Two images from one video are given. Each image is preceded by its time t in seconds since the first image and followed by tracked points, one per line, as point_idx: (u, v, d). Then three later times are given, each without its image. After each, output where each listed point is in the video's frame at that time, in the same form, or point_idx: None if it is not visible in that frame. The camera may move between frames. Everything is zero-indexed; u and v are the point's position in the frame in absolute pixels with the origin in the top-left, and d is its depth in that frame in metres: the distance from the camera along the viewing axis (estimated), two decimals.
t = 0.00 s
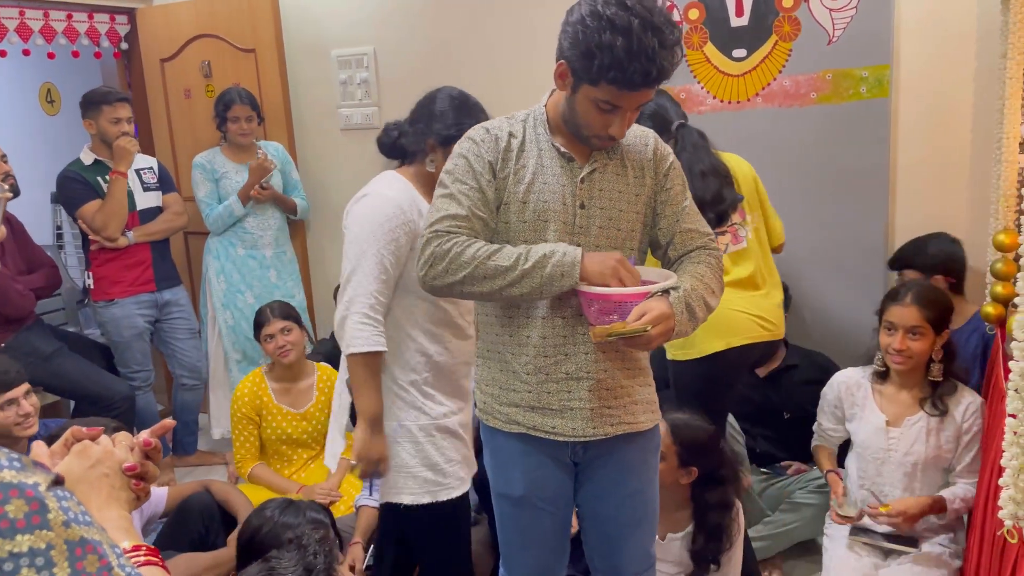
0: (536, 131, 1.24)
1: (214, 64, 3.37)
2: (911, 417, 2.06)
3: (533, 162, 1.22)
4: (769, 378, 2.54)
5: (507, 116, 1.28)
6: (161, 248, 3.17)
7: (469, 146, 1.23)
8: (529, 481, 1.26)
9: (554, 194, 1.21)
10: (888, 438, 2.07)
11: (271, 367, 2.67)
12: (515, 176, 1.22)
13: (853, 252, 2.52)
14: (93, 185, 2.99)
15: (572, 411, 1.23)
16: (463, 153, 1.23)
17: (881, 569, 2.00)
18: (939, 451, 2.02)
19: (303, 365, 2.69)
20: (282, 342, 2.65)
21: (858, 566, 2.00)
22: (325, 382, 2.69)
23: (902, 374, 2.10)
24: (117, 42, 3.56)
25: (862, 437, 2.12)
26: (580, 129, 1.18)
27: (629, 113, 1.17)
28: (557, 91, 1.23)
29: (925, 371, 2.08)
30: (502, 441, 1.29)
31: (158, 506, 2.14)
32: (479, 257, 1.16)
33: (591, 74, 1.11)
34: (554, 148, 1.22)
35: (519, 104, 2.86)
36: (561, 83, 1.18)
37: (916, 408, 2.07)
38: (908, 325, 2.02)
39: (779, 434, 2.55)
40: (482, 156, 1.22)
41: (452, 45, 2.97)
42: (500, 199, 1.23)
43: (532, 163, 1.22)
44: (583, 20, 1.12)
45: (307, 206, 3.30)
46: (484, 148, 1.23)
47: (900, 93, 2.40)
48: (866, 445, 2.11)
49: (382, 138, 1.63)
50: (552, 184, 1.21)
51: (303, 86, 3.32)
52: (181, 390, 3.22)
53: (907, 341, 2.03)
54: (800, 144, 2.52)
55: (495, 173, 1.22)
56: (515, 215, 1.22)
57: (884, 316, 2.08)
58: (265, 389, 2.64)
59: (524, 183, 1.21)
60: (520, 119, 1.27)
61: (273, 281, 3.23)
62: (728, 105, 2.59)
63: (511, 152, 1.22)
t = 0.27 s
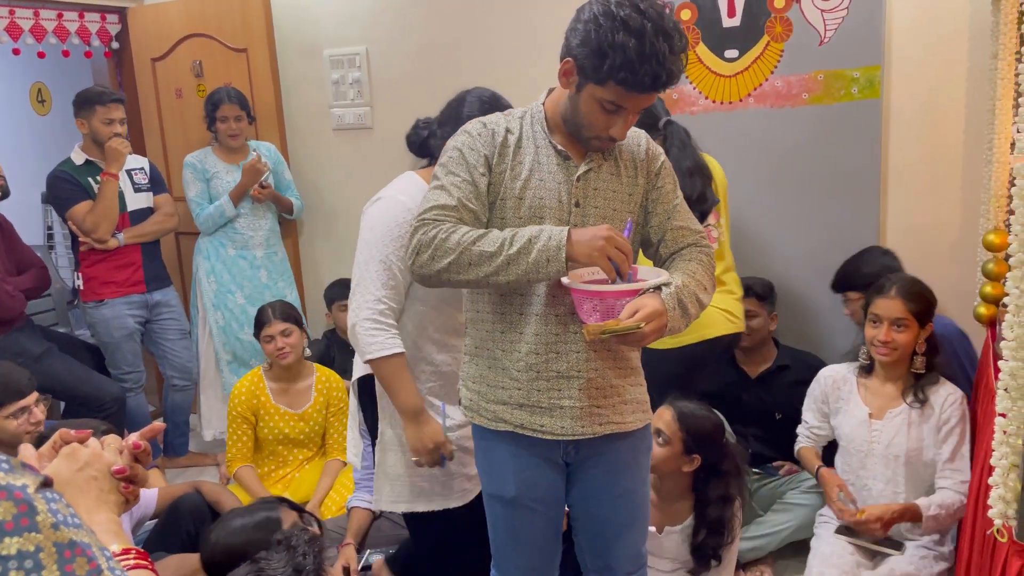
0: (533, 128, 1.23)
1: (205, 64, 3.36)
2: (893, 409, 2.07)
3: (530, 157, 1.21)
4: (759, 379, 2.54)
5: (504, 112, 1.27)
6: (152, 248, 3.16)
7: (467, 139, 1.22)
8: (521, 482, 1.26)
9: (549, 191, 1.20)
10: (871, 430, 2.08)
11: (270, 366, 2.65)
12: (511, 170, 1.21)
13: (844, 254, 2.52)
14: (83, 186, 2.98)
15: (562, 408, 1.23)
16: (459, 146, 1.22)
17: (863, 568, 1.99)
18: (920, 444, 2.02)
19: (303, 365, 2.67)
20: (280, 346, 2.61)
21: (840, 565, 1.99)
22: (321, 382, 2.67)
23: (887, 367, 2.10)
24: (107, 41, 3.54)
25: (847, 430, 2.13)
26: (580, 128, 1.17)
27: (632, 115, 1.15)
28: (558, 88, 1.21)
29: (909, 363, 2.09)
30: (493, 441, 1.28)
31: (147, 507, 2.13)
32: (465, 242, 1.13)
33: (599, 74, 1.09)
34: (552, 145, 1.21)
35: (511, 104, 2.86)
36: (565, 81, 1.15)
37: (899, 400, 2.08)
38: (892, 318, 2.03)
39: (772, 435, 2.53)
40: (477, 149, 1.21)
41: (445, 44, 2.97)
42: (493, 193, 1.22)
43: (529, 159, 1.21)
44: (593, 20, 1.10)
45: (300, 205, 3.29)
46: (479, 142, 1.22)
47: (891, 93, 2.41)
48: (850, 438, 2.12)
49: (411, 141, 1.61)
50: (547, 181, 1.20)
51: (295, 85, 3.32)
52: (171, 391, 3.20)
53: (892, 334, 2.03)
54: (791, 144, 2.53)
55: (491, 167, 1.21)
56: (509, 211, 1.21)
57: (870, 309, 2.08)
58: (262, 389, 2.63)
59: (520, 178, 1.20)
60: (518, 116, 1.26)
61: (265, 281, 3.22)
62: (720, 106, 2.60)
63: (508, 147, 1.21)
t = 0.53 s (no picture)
0: (526, 129, 1.23)
1: (195, 65, 3.35)
2: (872, 408, 2.09)
3: (523, 158, 1.20)
4: (749, 380, 2.55)
5: (496, 112, 1.27)
6: (142, 250, 3.15)
7: (461, 138, 1.21)
8: (513, 483, 1.26)
9: (542, 191, 1.20)
10: (851, 428, 2.10)
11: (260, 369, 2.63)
12: (504, 170, 1.20)
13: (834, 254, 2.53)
14: (73, 188, 2.96)
15: (552, 409, 1.23)
16: (452, 144, 1.21)
17: (842, 564, 2.03)
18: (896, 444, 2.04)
19: (296, 369, 2.65)
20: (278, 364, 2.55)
21: (819, 558, 2.04)
22: (311, 384, 2.66)
23: (869, 365, 2.11)
24: (97, 42, 3.52)
25: (829, 427, 2.14)
26: (574, 129, 1.17)
27: (627, 117, 1.15)
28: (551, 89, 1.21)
29: (892, 361, 2.09)
30: (484, 443, 1.28)
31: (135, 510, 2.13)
32: (462, 240, 1.12)
33: (596, 75, 1.09)
34: (545, 145, 1.21)
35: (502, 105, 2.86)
36: (562, 83, 1.15)
37: (879, 398, 2.09)
38: (874, 316, 2.03)
39: (764, 437, 2.52)
40: (470, 148, 1.20)
41: (435, 45, 2.97)
42: (485, 193, 1.21)
43: (522, 159, 1.21)
44: (591, 21, 1.10)
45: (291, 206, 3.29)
46: (472, 141, 1.21)
47: (881, 95, 2.42)
48: (832, 436, 2.13)
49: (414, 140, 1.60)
50: (540, 181, 1.20)
51: (286, 86, 3.31)
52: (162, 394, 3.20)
53: (874, 331, 2.04)
54: (781, 144, 2.54)
55: (484, 166, 1.20)
56: (501, 210, 1.20)
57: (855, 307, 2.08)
58: (253, 391, 2.61)
59: (514, 178, 1.20)
60: (510, 116, 1.25)
61: (255, 283, 3.21)
62: (710, 107, 2.61)
63: (501, 147, 1.21)
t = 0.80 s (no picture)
0: (520, 131, 1.23)
1: (188, 67, 3.34)
2: (858, 410, 2.10)
3: (519, 160, 1.21)
4: (741, 382, 2.55)
5: (491, 114, 1.27)
6: (134, 253, 3.14)
7: (457, 140, 1.21)
8: (506, 485, 1.26)
9: (536, 194, 1.20)
10: (837, 431, 2.12)
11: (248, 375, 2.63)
12: (501, 173, 1.21)
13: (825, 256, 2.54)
14: (64, 190, 2.95)
15: (546, 411, 1.23)
16: (448, 146, 1.21)
17: (828, 561, 2.03)
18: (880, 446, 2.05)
19: (284, 374, 2.63)
20: (266, 375, 2.55)
21: (806, 556, 2.04)
22: (300, 389, 2.65)
23: (855, 368, 2.12)
24: (88, 44, 3.51)
25: (816, 428, 2.16)
26: (568, 133, 1.17)
27: (620, 120, 1.16)
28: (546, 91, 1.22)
29: (878, 365, 2.09)
30: (477, 446, 1.28)
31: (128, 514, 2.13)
32: (466, 245, 1.12)
33: (588, 78, 1.10)
34: (540, 148, 1.22)
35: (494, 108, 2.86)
36: (554, 85, 1.15)
37: (863, 402, 2.10)
38: (858, 319, 2.04)
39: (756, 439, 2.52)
40: (466, 150, 1.20)
41: (428, 48, 2.97)
42: (481, 195, 1.21)
43: (518, 161, 1.21)
44: (584, 24, 1.10)
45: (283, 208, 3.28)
46: (469, 142, 1.21)
47: (873, 97, 2.43)
48: (819, 437, 2.15)
49: (416, 141, 1.63)
50: (536, 184, 1.20)
51: (278, 89, 3.31)
52: (154, 397, 3.18)
53: (858, 335, 2.05)
54: (773, 147, 2.55)
55: (480, 168, 1.21)
56: (497, 213, 1.21)
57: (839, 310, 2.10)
58: (240, 398, 2.60)
59: (510, 181, 1.20)
60: (504, 118, 1.26)
61: (248, 285, 3.21)
62: (702, 110, 2.61)
63: (497, 149, 1.21)
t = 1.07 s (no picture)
0: (514, 133, 1.23)
1: (179, 69, 3.33)
2: (846, 412, 2.10)
3: (514, 163, 1.21)
4: (734, 383, 2.56)
5: (485, 116, 1.27)
6: (127, 256, 3.13)
7: (453, 142, 1.21)
8: (499, 489, 1.26)
9: (530, 196, 1.20)
10: (826, 433, 2.12)
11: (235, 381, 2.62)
12: (496, 176, 1.20)
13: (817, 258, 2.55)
14: (56, 193, 2.94)
15: (540, 414, 1.23)
16: (443, 148, 1.21)
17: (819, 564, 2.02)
18: (870, 448, 2.05)
19: (273, 380, 2.61)
20: (254, 383, 2.52)
21: (796, 561, 2.03)
22: (288, 395, 2.64)
23: (840, 369, 2.12)
24: (79, 46, 3.50)
25: (805, 432, 2.16)
26: (561, 136, 1.17)
27: (611, 124, 1.16)
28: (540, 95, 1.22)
29: (862, 365, 2.10)
30: (470, 449, 1.28)
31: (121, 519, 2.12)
32: (467, 251, 1.12)
33: (579, 82, 1.10)
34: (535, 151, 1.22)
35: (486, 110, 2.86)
36: (545, 89, 1.15)
37: (852, 403, 2.10)
38: (846, 321, 2.04)
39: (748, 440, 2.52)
40: (461, 153, 1.20)
41: (420, 50, 2.97)
42: (476, 197, 1.21)
43: (512, 164, 1.21)
44: (575, 27, 1.10)
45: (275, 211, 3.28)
46: (464, 145, 1.21)
47: (864, 100, 2.44)
48: (808, 440, 2.15)
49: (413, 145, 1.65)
50: (531, 187, 1.20)
51: (270, 91, 3.30)
52: (146, 401, 3.17)
53: (842, 335, 2.05)
54: (765, 149, 2.55)
55: (475, 170, 1.20)
56: (492, 215, 1.21)
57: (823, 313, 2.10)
58: (228, 405, 2.60)
59: (505, 183, 1.20)
60: (497, 120, 1.25)
61: (239, 288, 3.20)
62: (695, 112, 2.62)
63: (491, 152, 1.21)
